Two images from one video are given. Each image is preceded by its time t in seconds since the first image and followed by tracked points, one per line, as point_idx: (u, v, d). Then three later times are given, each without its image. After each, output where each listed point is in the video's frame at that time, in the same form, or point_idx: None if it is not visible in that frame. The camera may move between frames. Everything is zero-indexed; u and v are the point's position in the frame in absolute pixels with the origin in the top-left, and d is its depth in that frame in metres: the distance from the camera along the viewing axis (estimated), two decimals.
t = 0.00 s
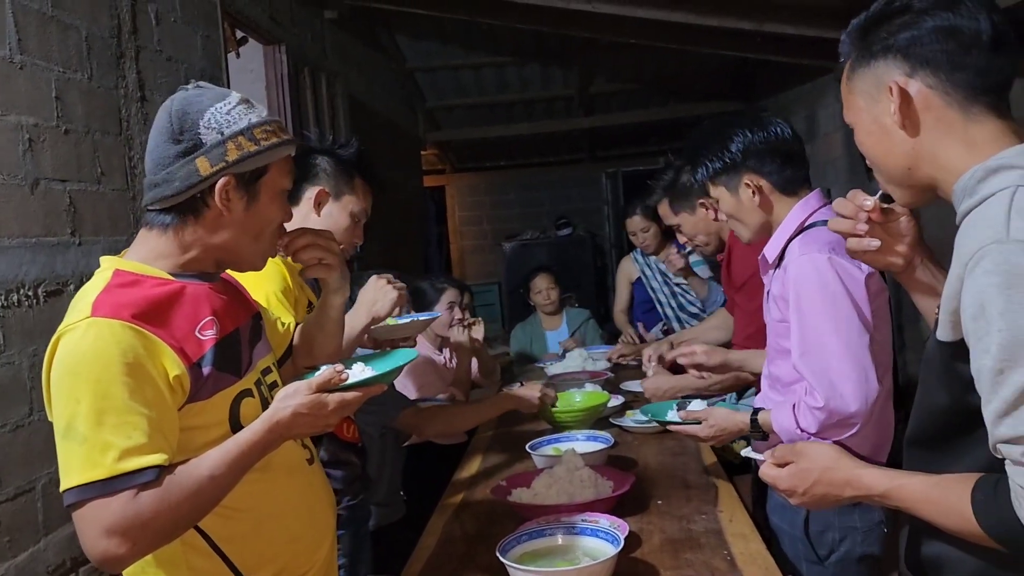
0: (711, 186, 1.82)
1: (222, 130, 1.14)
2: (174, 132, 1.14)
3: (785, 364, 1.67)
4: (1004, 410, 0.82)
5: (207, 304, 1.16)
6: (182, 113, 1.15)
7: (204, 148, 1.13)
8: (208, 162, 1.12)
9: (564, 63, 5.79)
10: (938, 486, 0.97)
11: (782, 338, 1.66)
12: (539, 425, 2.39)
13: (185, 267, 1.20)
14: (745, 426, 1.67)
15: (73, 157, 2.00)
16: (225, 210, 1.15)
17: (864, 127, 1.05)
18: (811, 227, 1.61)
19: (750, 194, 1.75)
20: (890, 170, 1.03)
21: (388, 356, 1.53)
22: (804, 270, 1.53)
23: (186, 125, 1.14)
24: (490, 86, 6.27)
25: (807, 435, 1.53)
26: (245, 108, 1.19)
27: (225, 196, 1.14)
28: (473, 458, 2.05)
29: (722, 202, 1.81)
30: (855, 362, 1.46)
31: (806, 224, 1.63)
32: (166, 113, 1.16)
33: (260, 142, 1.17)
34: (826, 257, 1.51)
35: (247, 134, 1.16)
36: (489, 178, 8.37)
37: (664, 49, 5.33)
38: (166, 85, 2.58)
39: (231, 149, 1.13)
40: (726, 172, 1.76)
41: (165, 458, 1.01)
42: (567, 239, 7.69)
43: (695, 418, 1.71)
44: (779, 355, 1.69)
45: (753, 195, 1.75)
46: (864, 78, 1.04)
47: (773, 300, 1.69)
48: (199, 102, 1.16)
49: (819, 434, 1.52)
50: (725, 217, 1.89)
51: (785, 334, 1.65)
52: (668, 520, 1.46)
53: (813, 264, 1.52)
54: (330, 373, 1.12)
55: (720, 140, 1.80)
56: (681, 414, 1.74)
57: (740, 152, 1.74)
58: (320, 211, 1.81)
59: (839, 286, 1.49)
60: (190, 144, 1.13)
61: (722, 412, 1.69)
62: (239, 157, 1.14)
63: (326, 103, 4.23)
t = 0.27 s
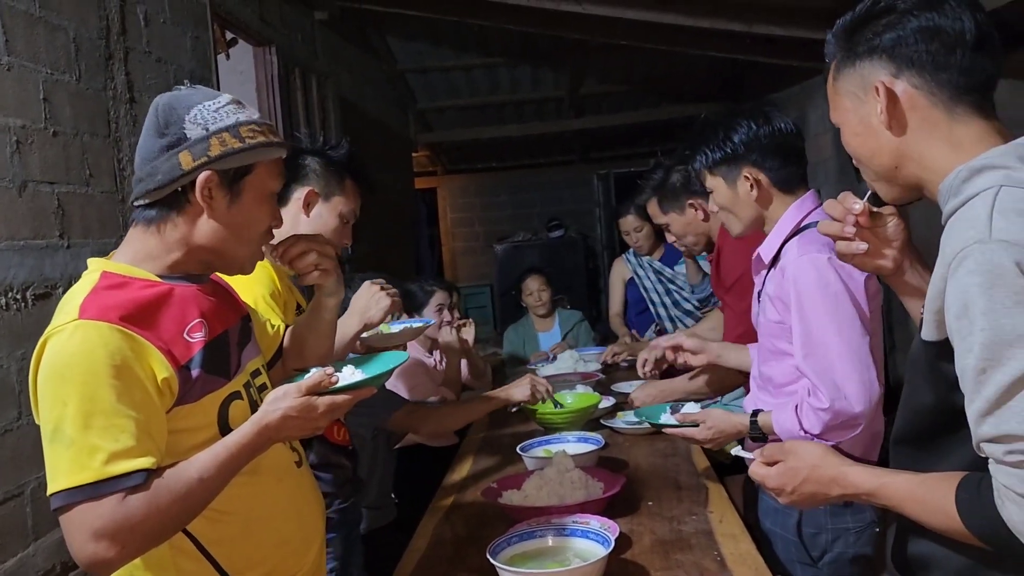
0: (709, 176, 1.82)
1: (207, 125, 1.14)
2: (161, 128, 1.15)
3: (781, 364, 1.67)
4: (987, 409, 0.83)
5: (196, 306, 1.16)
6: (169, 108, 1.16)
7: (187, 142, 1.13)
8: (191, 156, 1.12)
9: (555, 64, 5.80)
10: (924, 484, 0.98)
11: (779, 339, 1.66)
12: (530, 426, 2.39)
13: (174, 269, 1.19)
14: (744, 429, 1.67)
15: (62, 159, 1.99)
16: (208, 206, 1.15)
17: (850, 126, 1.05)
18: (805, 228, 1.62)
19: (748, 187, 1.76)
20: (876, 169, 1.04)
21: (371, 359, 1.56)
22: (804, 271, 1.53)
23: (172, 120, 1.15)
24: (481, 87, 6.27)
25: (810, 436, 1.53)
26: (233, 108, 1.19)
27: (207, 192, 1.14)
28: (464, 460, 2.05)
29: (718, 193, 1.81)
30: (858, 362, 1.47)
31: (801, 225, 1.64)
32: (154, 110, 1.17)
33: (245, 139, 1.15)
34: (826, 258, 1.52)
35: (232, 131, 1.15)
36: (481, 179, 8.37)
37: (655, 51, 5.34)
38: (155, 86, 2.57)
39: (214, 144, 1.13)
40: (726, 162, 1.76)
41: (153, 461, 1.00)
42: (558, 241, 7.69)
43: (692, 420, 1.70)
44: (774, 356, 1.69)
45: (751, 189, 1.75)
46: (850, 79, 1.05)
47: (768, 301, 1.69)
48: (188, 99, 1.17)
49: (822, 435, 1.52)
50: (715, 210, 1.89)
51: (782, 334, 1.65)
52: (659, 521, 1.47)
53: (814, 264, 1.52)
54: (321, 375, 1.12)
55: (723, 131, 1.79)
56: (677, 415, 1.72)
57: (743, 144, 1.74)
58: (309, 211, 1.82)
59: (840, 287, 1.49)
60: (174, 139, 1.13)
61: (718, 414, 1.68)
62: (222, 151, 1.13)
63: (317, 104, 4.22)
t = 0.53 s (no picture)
0: (707, 166, 1.78)
1: (189, 123, 1.15)
2: (144, 128, 1.16)
3: (769, 366, 1.68)
4: (974, 412, 0.84)
5: (188, 311, 1.16)
6: (152, 109, 1.17)
7: (168, 140, 1.14)
8: (173, 154, 1.13)
9: (547, 67, 5.82)
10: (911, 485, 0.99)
11: (766, 341, 1.67)
12: (523, 429, 2.39)
13: (166, 273, 1.19)
14: (737, 431, 1.67)
15: (53, 163, 1.99)
16: (191, 203, 1.14)
17: (839, 128, 1.06)
18: (788, 230, 1.64)
19: (749, 183, 1.74)
20: (866, 174, 1.05)
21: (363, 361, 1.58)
22: (788, 271, 1.55)
23: (154, 120, 1.16)
24: (473, 90, 6.28)
25: (801, 436, 1.53)
26: (216, 108, 1.20)
27: (190, 189, 1.14)
28: (457, 463, 2.05)
29: (712, 184, 1.77)
30: (845, 359, 1.48)
31: (785, 227, 1.67)
32: (139, 112, 1.19)
33: (228, 136, 1.16)
34: (808, 258, 1.54)
35: (214, 127, 1.16)
36: (473, 182, 8.38)
37: (646, 54, 5.37)
38: (146, 89, 2.57)
39: (195, 140, 1.13)
40: (734, 154, 1.73)
41: (146, 467, 1.00)
42: (551, 244, 7.71)
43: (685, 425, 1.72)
44: (762, 358, 1.70)
45: (752, 185, 1.74)
46: (839, 82, 1.06)
47: (753, 304, 1.70)
48: (171, 100, 1.18)
49: (813, 433, 1.52)
50: (698, 204, 1.85)
51: (769, 336, 1.66)
52: (651, 523, 1.47)
53: (798, 265, 1.54)
54: (312, 378, 1.11)
55: (730, 122, 1.76)
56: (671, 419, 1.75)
57: (753, 138, 1.72)
58: (293, 212, 1.80)
59: (824, 285, 1.51)
60: (156, 138, 1.14)
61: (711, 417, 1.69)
62: (203, 147, 1.13)
63: (308, 106, 4.22)
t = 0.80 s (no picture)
0: (707, 157, 1.76)
1: (178, 128, 1.14)
2: (134, 134, 1.16)
3: (750, 366, 1.69)
4: (960, 416, 0.86)
5: (182, 316, 1.16)
6: (141, 115, 1.17)
7: (159, 146, 1.13)
8: (164, 160, 1.12)
9: (542, 71, 5.84)
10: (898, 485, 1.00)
11: (747, 341, 1.68)
12: (517, 432, 2.40)
13: (159, 278, 1.19)
14: (720, 429, 1.66)
15: (46, 167, 1.99)
16: (185, 210, 1.15)
17: (828, 135, 1.08)
18: (769, 232, 1.65)
19: (747, 180, 1.73)
20: (856, 179, 1.06)
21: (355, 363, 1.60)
22: (768, 271, 1.56)
23: (143, 126, 1.16)
24: (468, 93, 6.29)
25: (783, 433, 1.54)
26: (205, 111, 1.19)
27: (183, 196, 1.14)
28: (451, 466, 2.06)
29: (711, 175, 1.76)
30: (824, 357, 1.49)
31: (767, 227, 1.68)
32: (128, 118, 1.19)
33: (218, 140, 1.16)
34: (788, 259, 1.55)
35: (204, 132, 1.15)
36: (467, 185, 8.38)
37: (640, 58, 5.39)
38: (140, 93, 2.57)
39: (185, 146, 1.13)
40: (738, 148, 1.72)
41: (139, 472, 1.01)
42: (545, 247, 7.72)
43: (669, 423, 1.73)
44: (743, 358, 1.71)
45: (751, 182, 1.73)
46: (827, 88, 1.07)
47: (735, 305, 1.71)
48: (161, 105, 1.18)
49: (794, 431, 1.53)
50: (691, 195, 1.82)
51: (750, 336, 1.67)
52: (644, 526, 1.48)
53: (776, 266, 1.55)
54: (306, 383, 1.12)
55: (734, 115, 1.74)
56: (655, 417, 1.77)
57: (757, 134, 1.71)
58: (282, 215, 1.80)
59: (804, 284, 1.52)
60: (147, 144, 1.14)
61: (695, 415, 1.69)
62: (195, 153, 1.13)
63: (302, 110, 4.22)
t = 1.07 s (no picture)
0: (702, 156, 1.77)
1: (177, 135, 1.15)
2: (131, 140, 1.16)
3: (736, 366, 1.69)
4: (949, 416, 0.86)
5: (175, 319, 1.16)
6: (139, 121, 1.17)
7: (157, 152, 1.13)
8: (163, 167, 1.12)
9: (537, 73, 5.85)
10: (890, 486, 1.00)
11: (734, 341, 1.68)
12: (512, 434, 2.40)
13: (153, 282, 1.19)
14: (705, 425, 1.67)
15: (41, 170, 1.98)
16: (183, 216, 1.15)
17: (819, 149, 1.09)
18: (759, 233, 1.66)
19: (740, 182, 1.73)
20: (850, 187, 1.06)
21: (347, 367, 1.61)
22: (756, 271, 1.56)
23: (142, 132, 1.15)
24: (464, 96, 6.29)
25: (767, 433, 1.54)
26: (203, 117, 1.19)
27: (181, 202, 1.14)
28: (446, 469, 2.06)
29: (704, 175, 1.76)
30: (810, 358, 1.50)
31: (758, 229, 1.68)
32: (126, 123, 1.18)
33: (217, 147, 1.16)
34: (775, 260, 1.56)
35: (203, 139, 1.16)
36: (463, 188, 8.39)
37: (635, 60, 5.40)
38: (134, 95, 2.56)
39: (185, 153, 1.14)
40: (732, 149, 1.72)
41: (131, 475, 1.00)
42: (541, 249, 7.73)
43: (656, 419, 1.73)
44: (730, 357, 1.71)
45: (743, 183, 1.73)
46: (813, 105, 1.08)
47: (723, 305, 1.72)
48: (159, 110, 1.18)
49: (779, 430, 1.53)
50: (686, 194, 1.83)
51: (737, 336, 1.67)
52: (638, 528, 1.48)
53: (763, 266, 1.56)
54: (299, 387, 1.13)
55: (731, 116, 1.74)
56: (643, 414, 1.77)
57: (752, 137, 1.71)
58: (270, 216, 1.79)
59: (791, 286, 1.53)
60: (144, 150, 1.14)
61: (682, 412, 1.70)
62: (194, 161, 1.14)
63: (298, 112, 4.22)
